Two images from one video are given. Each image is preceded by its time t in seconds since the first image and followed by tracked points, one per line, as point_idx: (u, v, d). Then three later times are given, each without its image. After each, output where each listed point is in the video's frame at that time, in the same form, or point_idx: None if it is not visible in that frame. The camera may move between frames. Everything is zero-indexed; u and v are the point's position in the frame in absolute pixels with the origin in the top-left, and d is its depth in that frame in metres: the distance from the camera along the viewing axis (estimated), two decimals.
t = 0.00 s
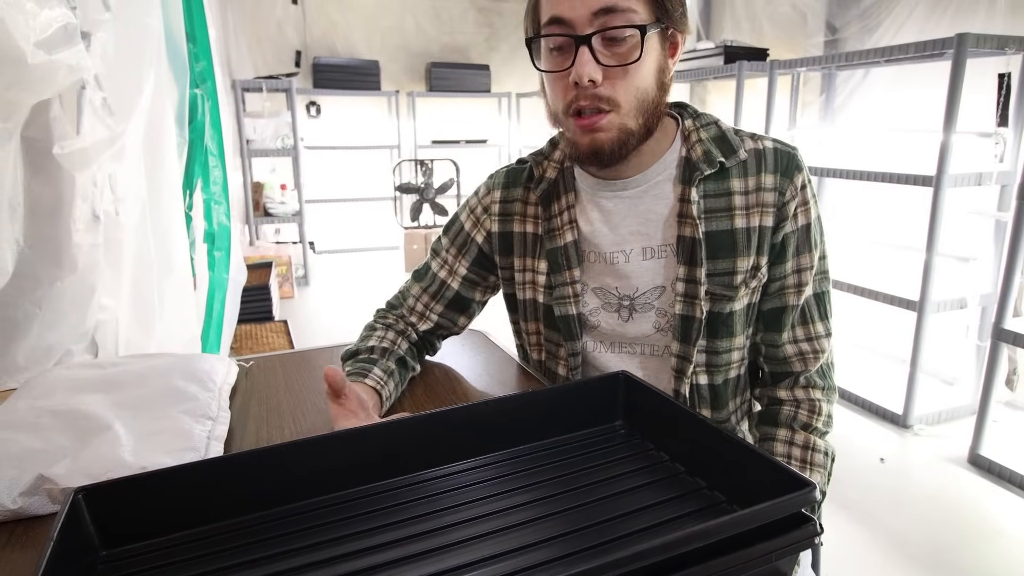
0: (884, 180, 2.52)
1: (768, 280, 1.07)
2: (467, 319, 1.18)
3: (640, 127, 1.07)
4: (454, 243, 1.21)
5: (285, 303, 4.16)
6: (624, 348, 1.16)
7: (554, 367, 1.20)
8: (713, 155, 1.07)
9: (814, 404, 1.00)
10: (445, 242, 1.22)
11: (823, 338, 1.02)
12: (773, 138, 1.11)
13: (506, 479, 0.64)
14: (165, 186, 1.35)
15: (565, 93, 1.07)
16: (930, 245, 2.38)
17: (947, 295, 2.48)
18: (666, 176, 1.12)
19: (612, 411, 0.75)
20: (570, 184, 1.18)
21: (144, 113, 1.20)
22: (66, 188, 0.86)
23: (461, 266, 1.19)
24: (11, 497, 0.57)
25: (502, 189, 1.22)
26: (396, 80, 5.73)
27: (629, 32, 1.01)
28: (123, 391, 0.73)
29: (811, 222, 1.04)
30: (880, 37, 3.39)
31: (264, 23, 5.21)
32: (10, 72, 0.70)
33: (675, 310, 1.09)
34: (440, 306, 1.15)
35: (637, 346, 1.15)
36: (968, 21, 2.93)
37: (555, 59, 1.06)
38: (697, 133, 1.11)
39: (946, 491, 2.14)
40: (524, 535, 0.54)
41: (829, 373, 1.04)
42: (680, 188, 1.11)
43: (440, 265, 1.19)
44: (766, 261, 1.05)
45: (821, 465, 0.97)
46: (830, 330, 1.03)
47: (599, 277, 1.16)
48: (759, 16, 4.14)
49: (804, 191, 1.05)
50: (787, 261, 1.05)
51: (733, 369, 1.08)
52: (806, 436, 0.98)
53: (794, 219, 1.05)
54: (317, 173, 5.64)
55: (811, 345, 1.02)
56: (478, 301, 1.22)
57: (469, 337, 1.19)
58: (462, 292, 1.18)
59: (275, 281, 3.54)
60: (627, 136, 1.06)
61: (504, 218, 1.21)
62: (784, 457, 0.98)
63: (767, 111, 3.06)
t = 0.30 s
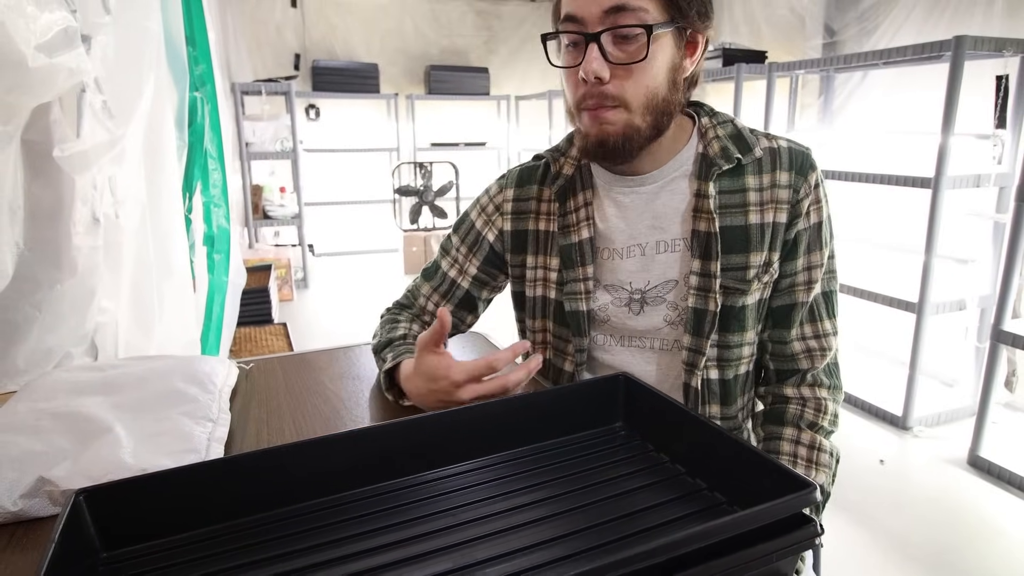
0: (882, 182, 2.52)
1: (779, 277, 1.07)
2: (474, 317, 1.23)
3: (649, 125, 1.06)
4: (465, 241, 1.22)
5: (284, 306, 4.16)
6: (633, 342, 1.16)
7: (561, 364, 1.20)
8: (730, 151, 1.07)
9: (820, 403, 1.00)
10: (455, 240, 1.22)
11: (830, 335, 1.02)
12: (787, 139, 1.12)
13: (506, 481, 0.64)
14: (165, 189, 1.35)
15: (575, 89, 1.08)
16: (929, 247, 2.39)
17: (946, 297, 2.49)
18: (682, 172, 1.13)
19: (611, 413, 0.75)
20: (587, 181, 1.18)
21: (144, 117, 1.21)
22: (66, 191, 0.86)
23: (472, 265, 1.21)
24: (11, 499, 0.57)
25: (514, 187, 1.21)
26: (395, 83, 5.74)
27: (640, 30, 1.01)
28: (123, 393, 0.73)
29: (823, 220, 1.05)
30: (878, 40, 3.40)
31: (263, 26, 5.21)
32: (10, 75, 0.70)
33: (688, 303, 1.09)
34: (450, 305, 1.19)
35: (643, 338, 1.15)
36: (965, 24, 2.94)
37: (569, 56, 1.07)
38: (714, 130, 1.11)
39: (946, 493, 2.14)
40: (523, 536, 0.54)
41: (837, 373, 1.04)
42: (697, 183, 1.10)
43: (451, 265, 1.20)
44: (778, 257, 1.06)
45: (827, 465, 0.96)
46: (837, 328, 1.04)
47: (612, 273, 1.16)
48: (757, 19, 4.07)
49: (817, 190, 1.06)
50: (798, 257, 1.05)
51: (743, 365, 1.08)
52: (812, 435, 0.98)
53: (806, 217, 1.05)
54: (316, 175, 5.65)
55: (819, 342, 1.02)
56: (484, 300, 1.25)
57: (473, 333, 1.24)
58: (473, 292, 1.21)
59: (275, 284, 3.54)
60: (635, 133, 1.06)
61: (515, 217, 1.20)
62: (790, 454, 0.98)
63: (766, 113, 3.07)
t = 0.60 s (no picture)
0: (879, 183, 2.53)
1: (783, 279, 1.07)
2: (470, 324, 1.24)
3: (677, 113, 1.10)
4: (465, 247, 1.22)
5: (281, 308, 4.15)
6: (637, 346, 1.15)
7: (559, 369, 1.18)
8: (735, 154, 1.08)
9: (822, 405, 1.00)
10: (456, 245, 1.23)
11: (833, 337, 1.02)
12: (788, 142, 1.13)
13: (503, 483, 0.64)
14: (162, 191, 1.35)
15: (607, 78, 1.09)
16: (925, 247, 2.39)
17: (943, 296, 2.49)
18: (688, 175, 1.14)
19: (609, 415, 0.75)
20: (588, 185, 1.19)
21: (141, 120, 1.20)
22: (62, 193, 0.86)
23: (472, 271, 1.21)
24: (7, 504, 0.57)
25: (515, 193, 1.21)
26: (393, 85, 5.74)
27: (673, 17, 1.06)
28: (120, 397, 0.72)
29: (825, 223, 1.06)
30: (874, 41, 3.42)
31: (259, 28, 5.21)
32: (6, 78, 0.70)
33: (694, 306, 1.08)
34: (449, 311, 1.20)
35: (645, 342, 1.15)
36: (961, 25, 2.95)
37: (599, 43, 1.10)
38: (718, 133, 1.12)
39: (944, 493, 2.14)
40: (521, 538, 0.54)
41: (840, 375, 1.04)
42: (701, 187, 1.11)
43: (451, 270, 1.21)
44: (781, 260, 1.06)
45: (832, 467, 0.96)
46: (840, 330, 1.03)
47: (615, 278, 1.16)
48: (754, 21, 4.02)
49: (819, 192, 1.06)
50: (801, 260, 1.06)
51: (748, 368, 1.08)
52: (815, 438, 0.98)
53: (809, 219, 1.05)
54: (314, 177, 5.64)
55: (821, 344, 1.02)
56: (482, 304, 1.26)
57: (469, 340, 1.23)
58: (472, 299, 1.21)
59: (272, 286, 3.53)
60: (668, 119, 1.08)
61: (516, 222, 1.21)
62: (794, 457, 0.98)
63: (762, 115, 3.07)
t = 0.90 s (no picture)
0: (875, 186, 2.54)
1: (775, 281, 1.07)
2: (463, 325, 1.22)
3: (678, 118, 1.10)
4: (455, 251, 1.23)
5: (278, 310, 4.15)
6: (629, 351, 1.16)
7: (555, 374, 1.20)
8: (724, 157, 1.08)
9: (816, 407, 1.00)
10: (446, 249, 1.24)
11: (826, 339, 1.02)
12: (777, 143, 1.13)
13: (499, 486, 0.63)
14: (157, 194, 1.34)
15: (610, 86, 1.07)
16: (921, 249, 2.40)
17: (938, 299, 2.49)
18: (676, 180, 1.14)
19: (604, 417, 0.75)
20: (574, 189, 1.19)
21: (136, 122, 1.20)
22: (57, 194, 0.86)
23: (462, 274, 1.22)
24: None
25: (504, 197, 1.22)
26: (390, 88, 5.74)
27: (672, 21, 1.06)
28: (114, 400, 0.72)
29: (816, 224, 1.06)
30: (870, 44, 3.43)
31: (256, 30, 5.21)
32: None
33: (686, 311, 1.09)
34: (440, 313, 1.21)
35: (637, 346, 1.15)
36: (956, 28, 2.96)
37: (598, 52, 1.08)
38: (706, 136, 1.12)
39: (939, 494, 2.14)
40: (517, 541, 0.53)
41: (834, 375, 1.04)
42: (692, 190, 1.12)
43: (441, 274, 1.21)
44: (773, 263, 1.05)
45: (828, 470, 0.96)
46: (833, 331, 1.03)
47: (605, 282, 1.16)
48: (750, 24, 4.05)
49: (809, 194, 1.06)
50: (792, 262, 1.06)
51: (741, 371, 1.08)
52: (809, 440, 0.98)
53: (800, 221, 1.05)
54: (310, 180, 5.64)
55: (814, 345, 1.02)
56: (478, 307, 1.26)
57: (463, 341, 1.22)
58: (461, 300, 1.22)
59: (269, 288, 3.53)
60: (672, 126, 1.09)
61: (506, 227, 1.21)
62: (788, 460, 0.97)
63: (758, 117, 3.08)
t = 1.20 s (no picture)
0: (871, 184, 2.54)
1: (765, 281, 1.07)
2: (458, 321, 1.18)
3: (644, 130, 1.09)
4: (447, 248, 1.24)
5: (275, 309, 4.14)
6: (619, 351, 1.16)
7: (545, 375, 1.20)
8: (709, 158, 1.08)
9: (810, 405, 1.00)
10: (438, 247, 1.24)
11: (818, 337, 1.02)
12: (764, 141, 1.13)
13: (495, 483, 0.63)
14: (152, 193, 1.34)
15: (570, 103, 1.07)
16: (918, 247, 2.40)
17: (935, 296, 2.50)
18: (660, 180, 1.14)
19: (600, 415, 0.75)
20: (559, 189, 1.19)
21: (130, 120, 1.20)
22: (50, 194, 0.85)
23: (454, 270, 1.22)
24: None
25: (495, 196, 1.24)
26: (387, 86, 5.74)
27: (632, 35, 1.04)
28: (110, 398, 0.71)
29: (804, 222, 1.05)
30: (866, 42, 3.43)
31: (253, 29, 5.20)
32: None
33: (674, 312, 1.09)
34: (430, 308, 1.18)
35: (626, 346, 1.15)
36: (952, 26, 2.97)
37: (558, 69, 1.07)
38: (691, 137, 1.12)
39: (936, 492, 2.15)
40: (512, 539, 0.53)
41: (827, 373, 1.04)
42: (676, 192, 1.12)
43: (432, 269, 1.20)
44: (761, 263, 1.06)
45: (822, 466, 0.97)
46: (825, 329, 1.04)
47: (593, 282, 1.17)
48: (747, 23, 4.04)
49: (797, 192, 1.06)
50: (782, 261, 1.06)
51: (731, 372, 1.08)
52: (803, 438, 0.98)
53: (787, 220, 1.05)
54: (307, 179, 5.63)
55: (807, 344, 1.02)
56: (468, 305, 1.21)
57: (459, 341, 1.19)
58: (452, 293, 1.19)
59: (266, 287, 3.52)
60: (636, 140, 1.08)
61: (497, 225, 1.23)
62: (782, 458, 0.98)
63: (755, 115, 3.08)
